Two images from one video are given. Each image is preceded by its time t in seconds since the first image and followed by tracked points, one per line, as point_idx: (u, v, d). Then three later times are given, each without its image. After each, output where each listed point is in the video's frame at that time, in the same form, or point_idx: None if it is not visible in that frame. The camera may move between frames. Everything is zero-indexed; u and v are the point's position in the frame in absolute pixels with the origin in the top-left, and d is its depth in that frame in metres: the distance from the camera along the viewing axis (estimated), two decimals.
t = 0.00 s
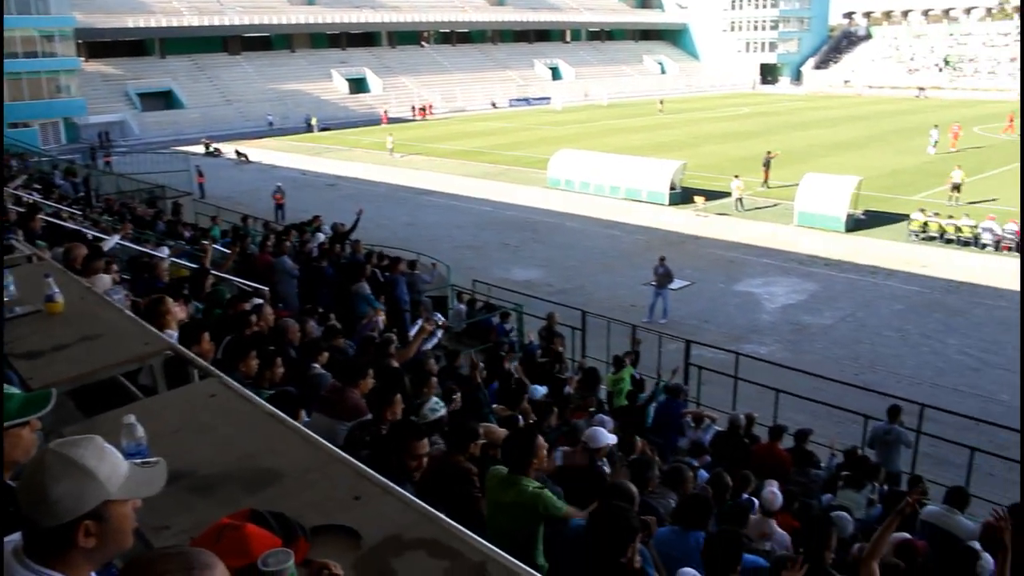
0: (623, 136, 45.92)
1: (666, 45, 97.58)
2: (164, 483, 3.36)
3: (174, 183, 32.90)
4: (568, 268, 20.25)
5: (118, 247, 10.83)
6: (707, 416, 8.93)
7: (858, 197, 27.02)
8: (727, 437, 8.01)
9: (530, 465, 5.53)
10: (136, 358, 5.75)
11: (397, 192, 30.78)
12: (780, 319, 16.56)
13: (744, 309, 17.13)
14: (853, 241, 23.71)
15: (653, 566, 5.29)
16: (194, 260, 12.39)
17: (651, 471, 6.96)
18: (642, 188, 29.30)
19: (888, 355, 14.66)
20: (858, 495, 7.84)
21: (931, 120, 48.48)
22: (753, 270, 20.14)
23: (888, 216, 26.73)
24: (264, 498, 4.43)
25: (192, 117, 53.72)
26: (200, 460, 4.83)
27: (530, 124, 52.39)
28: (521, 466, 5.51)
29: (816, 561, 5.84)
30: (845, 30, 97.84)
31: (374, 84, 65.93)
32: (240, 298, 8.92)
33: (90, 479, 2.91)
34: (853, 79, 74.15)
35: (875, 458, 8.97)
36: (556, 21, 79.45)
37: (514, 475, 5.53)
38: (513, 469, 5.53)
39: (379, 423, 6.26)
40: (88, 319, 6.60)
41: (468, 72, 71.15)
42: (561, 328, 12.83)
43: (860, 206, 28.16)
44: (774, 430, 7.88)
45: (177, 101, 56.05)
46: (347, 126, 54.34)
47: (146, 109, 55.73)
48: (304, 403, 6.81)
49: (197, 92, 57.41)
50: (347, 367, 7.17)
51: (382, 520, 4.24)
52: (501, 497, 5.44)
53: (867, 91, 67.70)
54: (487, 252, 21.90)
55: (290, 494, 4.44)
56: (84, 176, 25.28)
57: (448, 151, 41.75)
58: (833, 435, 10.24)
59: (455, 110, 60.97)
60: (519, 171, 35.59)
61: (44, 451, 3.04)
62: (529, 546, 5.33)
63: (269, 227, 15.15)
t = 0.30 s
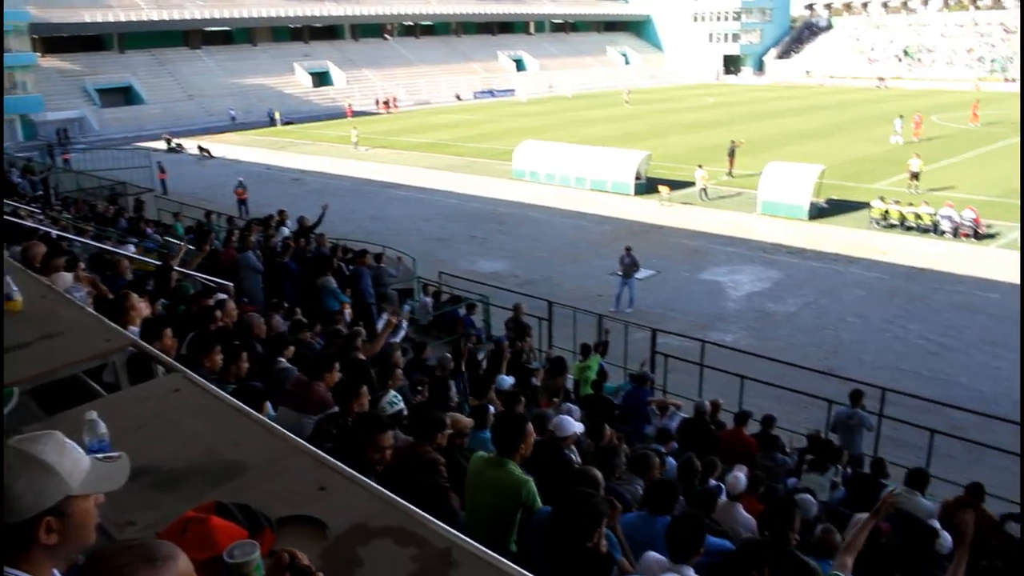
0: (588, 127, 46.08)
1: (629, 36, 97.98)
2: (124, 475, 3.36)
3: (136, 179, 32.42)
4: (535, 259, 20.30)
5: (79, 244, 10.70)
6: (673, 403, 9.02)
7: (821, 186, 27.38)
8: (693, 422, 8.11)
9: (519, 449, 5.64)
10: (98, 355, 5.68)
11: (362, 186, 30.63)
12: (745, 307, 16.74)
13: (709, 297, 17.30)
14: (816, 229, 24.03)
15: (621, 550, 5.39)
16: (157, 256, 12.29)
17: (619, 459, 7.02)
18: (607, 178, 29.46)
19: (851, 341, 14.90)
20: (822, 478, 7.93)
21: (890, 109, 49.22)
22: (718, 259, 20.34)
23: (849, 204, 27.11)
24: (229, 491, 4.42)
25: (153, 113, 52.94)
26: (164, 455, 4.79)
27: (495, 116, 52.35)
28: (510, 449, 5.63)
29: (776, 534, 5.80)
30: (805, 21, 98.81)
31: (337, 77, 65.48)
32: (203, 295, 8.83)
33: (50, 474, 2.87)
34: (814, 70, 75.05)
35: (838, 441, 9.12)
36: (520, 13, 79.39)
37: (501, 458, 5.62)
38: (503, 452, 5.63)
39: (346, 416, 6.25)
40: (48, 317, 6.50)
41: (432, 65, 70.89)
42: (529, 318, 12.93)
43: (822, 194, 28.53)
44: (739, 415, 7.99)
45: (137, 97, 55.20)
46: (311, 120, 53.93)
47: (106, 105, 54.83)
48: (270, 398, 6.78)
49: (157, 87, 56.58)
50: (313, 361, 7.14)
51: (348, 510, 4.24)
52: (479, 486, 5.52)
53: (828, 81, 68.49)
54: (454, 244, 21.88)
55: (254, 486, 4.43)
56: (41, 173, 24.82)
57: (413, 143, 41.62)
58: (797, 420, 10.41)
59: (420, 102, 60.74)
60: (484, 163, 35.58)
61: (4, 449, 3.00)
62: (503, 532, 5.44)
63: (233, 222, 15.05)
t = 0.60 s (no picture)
0: (546, 102, 46.02)
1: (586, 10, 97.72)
2: (79, 459, 3.43)
3: (86, 161, 31.72)
4: (494, 234, 20.31)
5: (31, 228, 10.57)
6: (633, 375, 9.12)
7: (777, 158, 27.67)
8: (653, 395, 8.21)
9: (493, 421, 5.70)
10: (50, 338, 5.59)
11: (319, 164, 30.31)
12: (704, 279, 16.92)
13: (668, 270, 17.47)
14: (772, 201, 24.33)
15: (581, 520, 5.38)
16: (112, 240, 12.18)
17: (581, 431, 7.07)
18: (565, 153, 29.51)
19: (808, 311, 15.14)
20: (781, 445, 8.06)
21: (843, 81, 49.79)
22: (676, 232, 20.51)
23: (805, 176, 27.46)
24: (186, 471, 4.39)
25: (104, 93, 51.74)
26: (121, 436, 4.75)
27: (452, 92, 52.02)
28: (484, 420, 5.68)
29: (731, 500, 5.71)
30: None
31: (293, 55, 64.54)
32: (158, 277, 8.69)
33: None
34: (769, 43, 75.65)
35: (793, 409, 9.30)
36: None
37: (476, 428, 5.67)
38: (477, 425, 5.69)
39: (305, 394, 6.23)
40: None
41: (388, 41, 70.15)
42: (489, 294, 13.03)
43: (778, 166, 28.85)
44: (699, 386, 8.10)
45: (87, 77, 53.89)
46: (267, 99, 53.17)
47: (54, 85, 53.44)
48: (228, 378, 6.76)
49: (107, 66, 55.27)
50: (271, 341, 7.11)
51: (306, 487, 4.24)
52: (448, 462, 5.54)
53: (784, 54, 68.98)
54: (412, 221, 21.80)
55: (212, 466, 4.42)
56: None
57: (370, 121, 41.23)
58: (755, 389, 10.60)
59: (377, 80, 60.32)
60: (442, 139, 35.40)
61: None
62: (469, 505, 5.44)
63: (188, 203, 14.91)
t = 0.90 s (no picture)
0: (511, 81, 45.88)
1: None
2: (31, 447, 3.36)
3: (44, 145, 31.05)
4: (460, 215, 20.28)
5: None
6: (600, 352, 9.17)
7: (741, 135, 27.87)
8: (621, 372, 8.26)
9: (466, 400, 5.70)
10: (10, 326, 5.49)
11: (283, 146, 30.00)
12: (670, 256, 17.04)
13: (634, 247, 17.56)
14: (738, 178, 24.51)
15: (550, 496, 5.37)
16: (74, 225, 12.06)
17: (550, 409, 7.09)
18: (531, 132, 29.52)
19: (773, 286, 15.32)
20: (747, 419, 8.16)
21: (805, 58, 50.20)
22: (642, 209, 20.60)
23: (770, 152, 27.69)
24: (151, 456, 4.37)
25: (61, 76, 50.60)
26: (85, 423, 4.70)
27: (417, 71, 51.67)
28: (457, 399, 5.69)
29: (697, 476, 5.74)
30: None
31: (254, 36, 63.63)
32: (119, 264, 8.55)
33: None
34: (733, 19, 75.83)
35: (759, 382, 9.43)
36: None
37: (449, 406, 5.66)
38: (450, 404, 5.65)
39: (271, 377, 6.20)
40: None
41: (351, 21, 69.42)
42: (456, 274, 13.12)
43: (743, 143, 29.05)
44: (666, 361, 8.16)
45: (42, 60, 52.66)
46: (229, 80, 52.42)
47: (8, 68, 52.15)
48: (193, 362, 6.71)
49: (63, 49, 54.04)
50: (236, 324, 7.05)
51: (272, 469, 4.23)
52: (419, 441, 5.49)
53: (747, 31, 69.31)
54: (378, 202, 21.68)
55: (177, 450, 4.40)
56: None
57: (334, 101, 40.80)
58: (722, 363, 10.73)
59: (340, 61, 59.80)
60: (406, 120, 35.19)
61: None
62: (441, 482, 5.37)
63: (149, 188, 14.75)
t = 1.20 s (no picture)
0: (481, 59, 45.67)
1: None
2: None
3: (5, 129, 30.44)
4: (431, 194, 20.22)
5: None
6: (573, 330, 9.20)
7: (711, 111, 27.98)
8: (594, 349, 8.29)
9: (439, 379, 5.71)
10: None
11: (251, 128, 29.69)
12: (641, 233, 17.11)
13: (605, 225, 17.61)
14: (709, 154, 24.62)
15: (522, 473, 5.39)
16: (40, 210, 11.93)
17: (524, 387, 7.10)
18: (501, 110, 29.47)
19: (744, 261, 15.43)
20: (719, 393, 8.23)
21: (774, 34, 50.42)
22: (614, 186, 20.64)
23: (740, 128, 27.83)
24: (119, 440, 4.34)
25: (22, 58, 49.57)
26: (51, 409, 4.64)
27: (386, 50, 51.28)
28: (431, 378, 5.69)
29: (669, 452, 5.78)
30: None
31: (220, 16, 62.77)
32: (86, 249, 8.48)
33: None
34: None
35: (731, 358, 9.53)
36: None
37: (422, 386, 5.66)
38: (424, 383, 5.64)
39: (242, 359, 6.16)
40: None
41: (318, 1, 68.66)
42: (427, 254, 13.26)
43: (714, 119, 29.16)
44: (637, 338, 8.20)
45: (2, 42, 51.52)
46: (196, 61, 51.69)
47: None
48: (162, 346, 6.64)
49: (24, 31, 52.93)
50: (206, 307, 6.99)
51: (240, 451, 4.22)
52: (392, 420, 5.47)
53: (717, 7, 69.43)
54: (348, 183, 21.55)
55: (145, 434, 4.37)
56: None
57: (303, 82, 40.38)
58: (694, 339, 10.84)
59: (308, 41, 59.23)
60: (376, 99, 34.95)
61: None
62: (415, 460, 5.37)
63: (115, 171, 14.60)
